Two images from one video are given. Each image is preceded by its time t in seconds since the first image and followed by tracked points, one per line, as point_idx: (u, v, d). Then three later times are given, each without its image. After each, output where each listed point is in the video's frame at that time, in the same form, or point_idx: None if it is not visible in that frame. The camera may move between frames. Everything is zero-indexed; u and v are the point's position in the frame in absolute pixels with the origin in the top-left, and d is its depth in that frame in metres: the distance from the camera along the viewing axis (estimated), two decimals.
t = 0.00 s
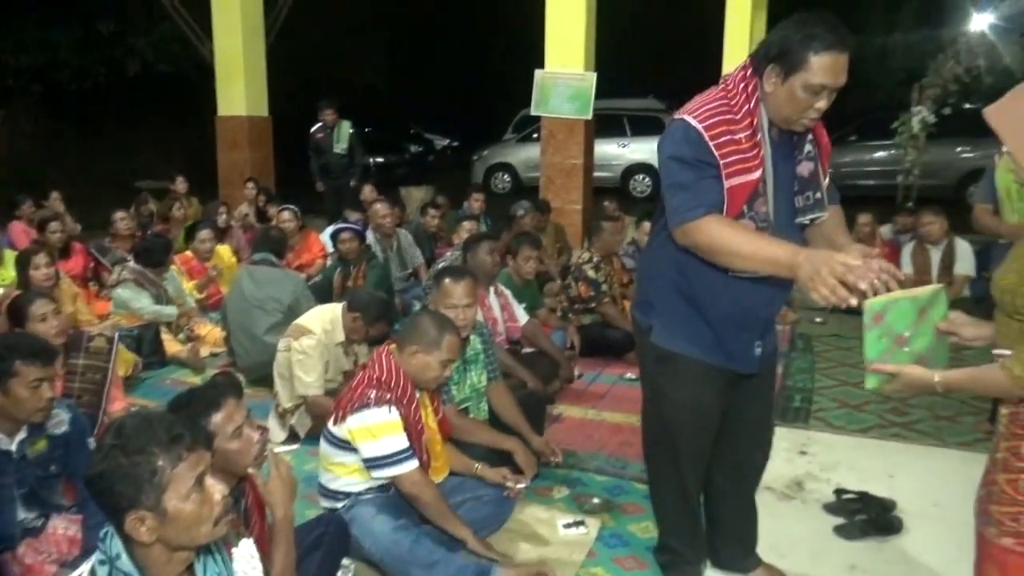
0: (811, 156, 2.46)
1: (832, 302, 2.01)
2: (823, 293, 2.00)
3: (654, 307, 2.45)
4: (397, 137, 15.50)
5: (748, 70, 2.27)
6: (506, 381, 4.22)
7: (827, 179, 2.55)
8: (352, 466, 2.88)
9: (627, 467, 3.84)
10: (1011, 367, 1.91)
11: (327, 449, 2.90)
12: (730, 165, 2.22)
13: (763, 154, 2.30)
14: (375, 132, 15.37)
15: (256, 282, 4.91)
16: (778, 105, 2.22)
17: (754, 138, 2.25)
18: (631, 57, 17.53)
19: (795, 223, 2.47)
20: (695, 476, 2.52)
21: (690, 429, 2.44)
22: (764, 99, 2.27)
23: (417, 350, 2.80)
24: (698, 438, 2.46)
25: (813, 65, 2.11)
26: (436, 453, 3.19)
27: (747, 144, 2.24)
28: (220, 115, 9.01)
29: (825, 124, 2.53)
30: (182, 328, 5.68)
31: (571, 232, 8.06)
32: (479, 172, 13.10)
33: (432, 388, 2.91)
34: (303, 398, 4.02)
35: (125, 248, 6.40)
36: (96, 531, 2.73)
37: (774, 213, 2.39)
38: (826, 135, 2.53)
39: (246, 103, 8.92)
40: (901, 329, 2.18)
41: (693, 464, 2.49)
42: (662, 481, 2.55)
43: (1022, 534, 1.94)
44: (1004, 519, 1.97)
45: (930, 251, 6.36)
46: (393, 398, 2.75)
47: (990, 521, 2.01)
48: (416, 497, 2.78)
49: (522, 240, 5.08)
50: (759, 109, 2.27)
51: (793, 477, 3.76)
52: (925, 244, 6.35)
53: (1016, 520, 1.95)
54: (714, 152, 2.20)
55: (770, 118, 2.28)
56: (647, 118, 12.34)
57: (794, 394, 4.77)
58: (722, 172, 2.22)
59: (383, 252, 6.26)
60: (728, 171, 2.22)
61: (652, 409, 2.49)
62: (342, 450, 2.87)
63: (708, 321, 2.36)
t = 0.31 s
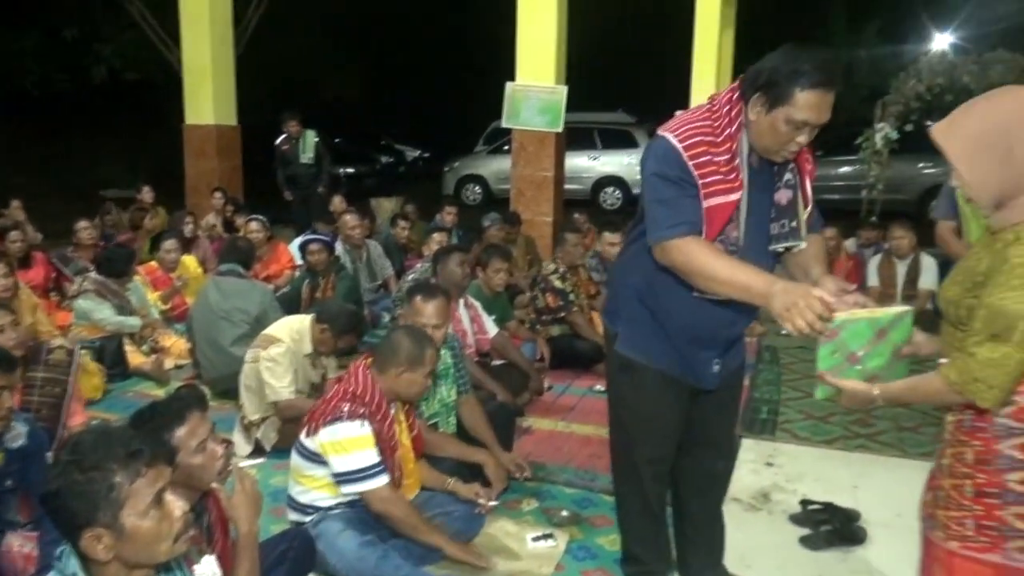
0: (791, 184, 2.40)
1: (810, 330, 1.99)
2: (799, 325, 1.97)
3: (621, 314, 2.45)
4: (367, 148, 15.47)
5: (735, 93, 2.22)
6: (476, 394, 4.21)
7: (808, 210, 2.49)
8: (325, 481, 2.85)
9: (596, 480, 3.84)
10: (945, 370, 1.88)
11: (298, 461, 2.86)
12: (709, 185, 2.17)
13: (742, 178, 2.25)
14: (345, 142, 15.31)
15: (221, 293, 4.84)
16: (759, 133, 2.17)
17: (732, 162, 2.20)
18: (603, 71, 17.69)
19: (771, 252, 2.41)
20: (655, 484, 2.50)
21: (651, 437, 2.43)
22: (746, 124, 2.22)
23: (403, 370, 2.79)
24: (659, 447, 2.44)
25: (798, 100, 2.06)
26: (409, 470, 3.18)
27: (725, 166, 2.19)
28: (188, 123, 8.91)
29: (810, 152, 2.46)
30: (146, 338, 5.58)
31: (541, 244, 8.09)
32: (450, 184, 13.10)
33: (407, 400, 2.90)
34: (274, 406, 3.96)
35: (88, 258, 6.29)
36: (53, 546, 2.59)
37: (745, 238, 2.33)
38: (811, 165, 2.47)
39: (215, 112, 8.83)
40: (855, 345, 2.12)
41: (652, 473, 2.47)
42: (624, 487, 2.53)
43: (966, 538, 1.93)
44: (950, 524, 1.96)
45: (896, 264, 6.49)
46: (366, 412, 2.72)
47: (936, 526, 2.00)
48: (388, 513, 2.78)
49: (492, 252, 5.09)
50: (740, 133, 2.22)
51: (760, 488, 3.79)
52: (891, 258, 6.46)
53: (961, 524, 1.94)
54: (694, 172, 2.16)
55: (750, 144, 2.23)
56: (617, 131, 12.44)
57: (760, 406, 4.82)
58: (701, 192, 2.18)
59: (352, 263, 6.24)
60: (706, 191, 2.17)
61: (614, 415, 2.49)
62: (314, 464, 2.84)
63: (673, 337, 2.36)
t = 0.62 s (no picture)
0: (764, 200, 2.42)
1: (778, 343, 2.10)
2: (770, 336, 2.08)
3: (593, 326, 2.45)
4: (338, 159, 15.42)
5: (708, 109, 2.23)
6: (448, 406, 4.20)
7: (780, 225, 2.50)
8: (293, 497, 2.83)
9: (568, 491, 3.84)
10: (888, 366, 1.91)
11: (265, 477, 2.84)
12: (678, 203, 2.18)
13: (713, 194, 2.26)
14: (316, 153, 15.22)
15: (188, 306, 4.77)
16: (730, 152, 2.20)
17: (704, 178, 2.21)
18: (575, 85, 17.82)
19: (744, 267, 2.43)
20: (627, 495, 2.49)
21: (622, 450, 2.43)
22: (719, 140, 2.23)
23: (371, 382, 2.79)
24: (631, 458, 2.44)
25: (768, 120, 2.10)
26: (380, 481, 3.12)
27: (696, 183, 2.19)
28: (155, 133, 8.80)
29: (783, 168, 2.49)
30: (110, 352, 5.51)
31: (513, 256, 8.11)
32: (422, 195, 13.08)
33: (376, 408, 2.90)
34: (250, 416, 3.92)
35: (51, 270, 6.17)
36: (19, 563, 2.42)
37: (717, 253, 2.34)
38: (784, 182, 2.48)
39: (182, 122, 8.74)
40: (810, 352, 2.31)
41: (621, 483, 2.47)
42: (596, 499, 2.52)
43: (928, 535, 1.99)
44: (913, 521, 2.02)
45: (864, 275, 6.59)
46: (333, 428, 2.68)
47: (899, 524, 2.06)
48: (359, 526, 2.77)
49: (463, 264, 5.09)
50: (712, 149, 2.23)
51: (730, 498, 3.81)
52: (861, 269, 6.59)
53: (924, 521, 1.99)
54: (664, 190, 2.16)
55: (722, 161, 2.24)
56: (588, 144, 12.53)
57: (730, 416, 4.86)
58: (670, 210, 2.18)
59: (322, 276, 6.20)
60: (675, 209, 2.18)
61: (587, 426, 2.48)
62: (281, 480, 2.81)
63: (643, 350, 2.37)
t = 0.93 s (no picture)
0: (739, 211, 2.44)
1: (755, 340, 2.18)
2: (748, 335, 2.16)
3: (572, 338, 2.47)
4: (319, 167, 15.36)
5: (682, 123, 2.23)
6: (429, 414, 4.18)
7: (757, 234, 2.51)
8: (267, 509, 2.80)
9: (548, 500, 3.84)
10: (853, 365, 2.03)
11: (239, 489, 2.80)
12: (651, 219, 2.19)
13: (687, 208, 2.28)
14: (296, 162, 15.15)
15: (166, 315, 4.72)
16: (702, 167, 2.21)
17: (677, 194, 2.22)
18: (556, 93, 17.89)
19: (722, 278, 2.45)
20: (607, 505, 2.49)
21: (602, 459, 2.44)
22: (691, 155, 2.24)
23: (346, 395, 2.75)
24: (610, 468, 2.45)
25: (738, 140, 2.11)
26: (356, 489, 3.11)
27: (669, 199, 2.20)
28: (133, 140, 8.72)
29: (758, 177, 2.50)
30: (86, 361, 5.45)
31: (495, 264, 8.11)
32: (403, 203, 13.05)
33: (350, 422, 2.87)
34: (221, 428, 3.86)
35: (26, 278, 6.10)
36: None
37: (694, 266, 2.35)
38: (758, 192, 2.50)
39: (161, 128, 8.66)
40: (784, 352, 2.30)
41: (602, 492, 2.47)
42: (577, 509, 2.52)
43: (911, 535, 2.08)
44: (895, 523, 2.11)
45: (844, 284, 6.64)
46: (303, 435, 2.67)
47: (882, 527, 2.15)
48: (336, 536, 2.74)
49: (444, 273, 5.08)
50: (685, 164, 2.24)
51: (711, 505, 3.83)
52: (841, 277, 6.68)
53: (906, 522, 2.08)
54: (637, 207, 2.18)
55: (695, 175, 2.25)
56: (569, 152, 12.58)
57: (710, 424, 4.89)
58: (644, 227, 2.20)
59: (303, 284, 6.18)
60: (648, 226, 2.19)
61: (567, 436, 2.49)
62: (254, 491, 2.78)
63: (620, 362, 2.38)
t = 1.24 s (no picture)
0: (717, 219, 2.46)
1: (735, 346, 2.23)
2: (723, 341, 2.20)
3: (554, 348, 2.47)
4: (303, 174, 15.33)
5: (658, 134, 2.26)
6: (413, 421, 4.17)
7: (733, 240, 2.55)
8: (241, 517, 2.77)
9: (532, 508, 3.83)
10: (831, 369, 2.06)
11: (217, 500, 2.78)
12: (633, 231, 2.19)
13: (668, 219, 2.29)
14: (280, 169, 15.12)
15: (147, 323, 4.67)
16: (680, 180, 2.24)
17: (658, 206, 2.22)
18: (540, 102, 17.96)
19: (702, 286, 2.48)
20: (590, 513, 2.49)
21: (585, 468, 2.44)
22: (668, 166, 2.27)
23: (304, 388, 2.77)
24: (592, 476, 2.45)
25: (716, 155, 2.14)
26: (333, 495, 3.05)
27: (650, 211, 2.21)
28: (114, 147, 8.66)
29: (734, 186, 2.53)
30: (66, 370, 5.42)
31: (479, 271, 8.12)
32: (387, 211, 13.04)
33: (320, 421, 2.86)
34: (206, 433, 3.84)
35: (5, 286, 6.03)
36: None
37: (675, 274, 2.36)
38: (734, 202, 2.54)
39: (143, 135, 8.60)
40: (765, 359, 2.31)
41: (584, 499, 2.47)
42: (560, 518, 2.52)
43: (891, 539, 2.09)
44: (875, 527, 2.12)
45: (826, 292, 6.71)
46: (275, 440, 2.65)
47: (863, 532, 2.16)
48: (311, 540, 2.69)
49: (428, 280, 5.08)
50: (663, 175, 2.26)
51: (694, 513, 3.84)
52: (822, 285, 6.74)
53: (886, 526, 2.10)
54: (619, 220, 2.18)
55: (673, 187, 2.28)
56: (553, 161, 12.63)
57: (694, 431, 4.91)
58: (626, 239, 2.20)
59: (286, 291, 6.15)
60: (630, 238, 2.19)
61: (548, 445, 2.49)
62: (231, 501, 2.76)
63: (604, 372, 2.39)
